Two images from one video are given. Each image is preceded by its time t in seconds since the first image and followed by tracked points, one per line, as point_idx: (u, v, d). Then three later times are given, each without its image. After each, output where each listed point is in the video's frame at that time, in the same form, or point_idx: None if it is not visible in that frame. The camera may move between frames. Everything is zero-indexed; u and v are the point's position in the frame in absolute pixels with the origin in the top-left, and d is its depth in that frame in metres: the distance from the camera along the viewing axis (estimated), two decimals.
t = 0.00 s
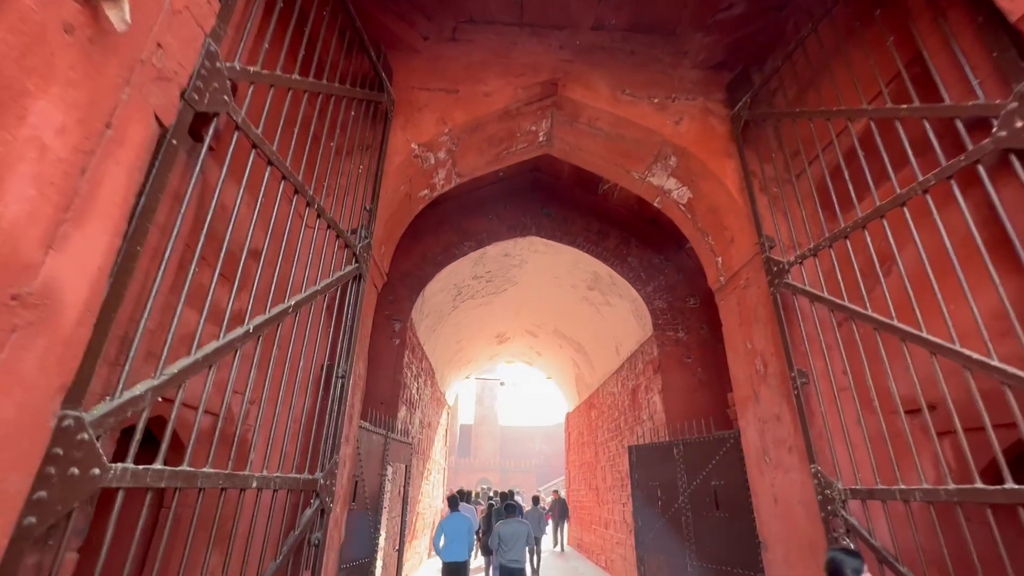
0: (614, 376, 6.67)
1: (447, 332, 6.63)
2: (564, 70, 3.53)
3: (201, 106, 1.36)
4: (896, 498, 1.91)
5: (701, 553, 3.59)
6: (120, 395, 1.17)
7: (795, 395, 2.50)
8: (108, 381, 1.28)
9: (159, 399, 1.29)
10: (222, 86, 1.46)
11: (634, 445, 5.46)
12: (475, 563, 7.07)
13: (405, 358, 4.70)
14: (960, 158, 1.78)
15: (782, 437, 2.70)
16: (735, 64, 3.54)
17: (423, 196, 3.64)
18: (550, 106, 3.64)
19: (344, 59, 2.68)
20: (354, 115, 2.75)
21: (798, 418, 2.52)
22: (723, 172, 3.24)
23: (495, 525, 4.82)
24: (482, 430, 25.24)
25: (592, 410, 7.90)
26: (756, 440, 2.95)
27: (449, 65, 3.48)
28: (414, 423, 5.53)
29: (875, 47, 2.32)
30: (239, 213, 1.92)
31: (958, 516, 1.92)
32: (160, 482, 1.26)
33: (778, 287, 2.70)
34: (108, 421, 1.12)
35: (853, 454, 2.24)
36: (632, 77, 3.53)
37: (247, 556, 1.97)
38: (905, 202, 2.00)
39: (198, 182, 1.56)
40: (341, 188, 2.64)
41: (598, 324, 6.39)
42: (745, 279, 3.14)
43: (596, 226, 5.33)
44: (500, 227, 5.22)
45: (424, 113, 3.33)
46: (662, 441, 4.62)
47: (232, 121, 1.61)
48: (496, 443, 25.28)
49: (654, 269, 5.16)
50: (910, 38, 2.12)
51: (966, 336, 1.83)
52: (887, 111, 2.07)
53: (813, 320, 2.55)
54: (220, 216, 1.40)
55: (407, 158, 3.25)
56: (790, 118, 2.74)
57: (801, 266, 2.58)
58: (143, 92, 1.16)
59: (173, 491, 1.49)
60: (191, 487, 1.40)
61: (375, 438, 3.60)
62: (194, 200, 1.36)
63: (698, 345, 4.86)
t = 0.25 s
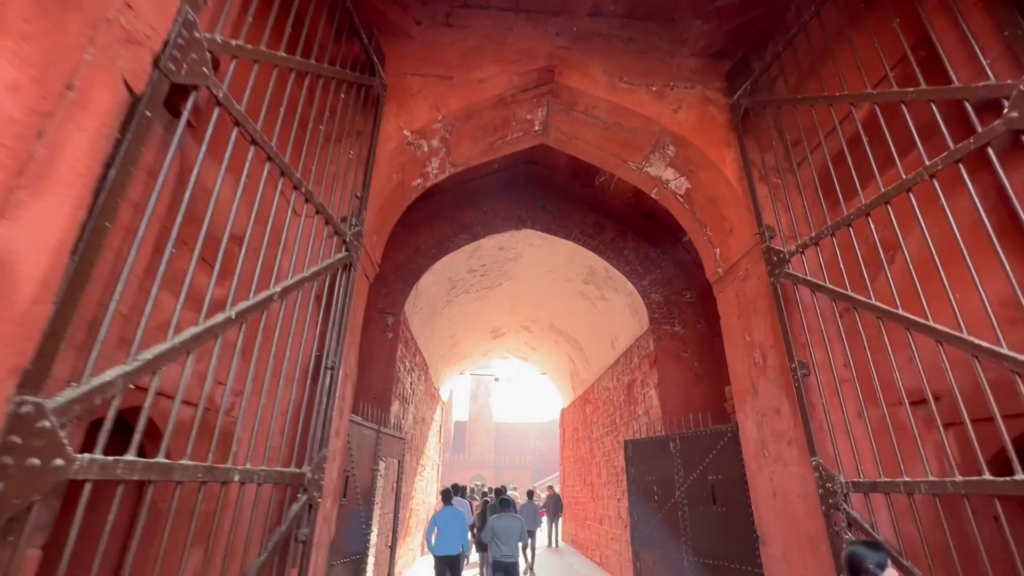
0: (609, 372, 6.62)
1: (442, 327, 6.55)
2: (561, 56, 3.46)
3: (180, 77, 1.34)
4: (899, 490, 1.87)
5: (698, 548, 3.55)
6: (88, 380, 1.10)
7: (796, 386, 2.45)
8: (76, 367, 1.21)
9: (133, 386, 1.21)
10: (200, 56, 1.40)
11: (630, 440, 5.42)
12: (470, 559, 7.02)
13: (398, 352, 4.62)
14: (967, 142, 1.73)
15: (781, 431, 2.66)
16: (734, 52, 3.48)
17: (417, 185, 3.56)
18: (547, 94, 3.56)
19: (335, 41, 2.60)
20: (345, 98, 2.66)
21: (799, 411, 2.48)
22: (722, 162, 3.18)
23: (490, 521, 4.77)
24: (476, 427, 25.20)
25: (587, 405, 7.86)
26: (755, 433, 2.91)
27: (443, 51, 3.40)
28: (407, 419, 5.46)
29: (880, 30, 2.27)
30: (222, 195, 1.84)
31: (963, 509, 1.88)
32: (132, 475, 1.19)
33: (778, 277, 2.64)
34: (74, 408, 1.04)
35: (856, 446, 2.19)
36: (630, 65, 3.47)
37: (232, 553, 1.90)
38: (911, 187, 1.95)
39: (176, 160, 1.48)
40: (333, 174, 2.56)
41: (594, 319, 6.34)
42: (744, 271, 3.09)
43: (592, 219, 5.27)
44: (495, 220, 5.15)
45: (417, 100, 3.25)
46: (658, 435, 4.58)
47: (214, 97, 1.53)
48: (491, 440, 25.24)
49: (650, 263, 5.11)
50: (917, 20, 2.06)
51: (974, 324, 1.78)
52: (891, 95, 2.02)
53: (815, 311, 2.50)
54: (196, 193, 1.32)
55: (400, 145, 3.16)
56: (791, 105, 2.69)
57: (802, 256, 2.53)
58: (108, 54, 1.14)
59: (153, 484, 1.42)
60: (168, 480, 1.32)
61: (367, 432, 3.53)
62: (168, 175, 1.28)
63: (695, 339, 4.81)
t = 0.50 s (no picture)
0: (607, 368, 6.55)
1: (437, 323, 6.47)
2: (559, 44, 3.38)
3: (156, 48, 1.26)
4: (908, 487, 1.81)
5: (698, 547, 3.49)
6: (52, 369, 1.02)
7: (799, 380, 2.38)
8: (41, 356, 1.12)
9: (102, 376, 1.13)
10: (177, 27, 1.32)
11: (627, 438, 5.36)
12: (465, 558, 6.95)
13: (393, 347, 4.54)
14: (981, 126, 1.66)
15: (784, 426, 2.60)
16: (735, 41, 3.41)
17: (411, 176, 3.47)
18: (545, 84, 3.48)
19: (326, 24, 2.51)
20: (336, 83, 2.57)
21: (803, 406, 2.41)
22: (724, 152, 3.10)
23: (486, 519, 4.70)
24: (472, 425, 25.12)
25: (584, 403, 7.80)
26: (756, 429, 2.84)
27: (439, 38, 3.32)
28: (402, 416, 5.38)
29: (889, 14, 2.20)
30: (205, 179, 1.75)
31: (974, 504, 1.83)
32: (103, 471, 1.11)
33: (782, 269, 2.57)
34: (34, 399, 0.97)
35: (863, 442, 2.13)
36: (630, 54, 3.39)
37: (218, 553, 1.82)
38: (921, 174, 1.88)
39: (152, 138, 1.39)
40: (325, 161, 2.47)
41: (591, 315, 6.27)
42: (746, 264, 3.02)
43: (590, 213, 5.20)
44: (492, 214, 5.07)
45: (411, 88, 3.16)
46: (656, 431, 4.52)
47: (195, 73, 1.45)
48: (487, 438, 25.17)
49: (649, 258, 5.04)
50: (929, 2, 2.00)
51: (988, 314, 1.72)
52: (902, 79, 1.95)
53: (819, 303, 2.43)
54: (172, 168, 1.24)
55: (394, 134, 3.08)
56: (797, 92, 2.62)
57: (807, 248, 2.46)
58: (71, 15, 1.12)
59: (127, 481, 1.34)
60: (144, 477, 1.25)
61: (360, 429, 3.45)
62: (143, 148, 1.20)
63: (693, 335, 4.75)
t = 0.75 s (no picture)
0: (605, 367, 6.50)
1: (434, 321, 6.40)
2: (558, 36, 3.31)
3: (135, 27, 1.20)
4: (916, 488, 1.76)
5: (698, 547, 3.44)
6: (19, 365, 0.95)
7: (803, 378, 2.33)
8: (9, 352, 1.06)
9: (74, 372, 1.06)
10: (158, 5, 1.26)
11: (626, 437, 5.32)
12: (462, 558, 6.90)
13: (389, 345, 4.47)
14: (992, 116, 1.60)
15: (786, 425, 2.55)
16: (737, 34, 3.35)
17: (407, 170, 3.40)
18: (543, 77, 3.42)
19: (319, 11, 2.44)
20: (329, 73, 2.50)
21: (806, 404, 2.37)
22: (725, 146, 3.05)
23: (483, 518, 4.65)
24: (469, 424, 25.07)
25: (582, 401, 7.75)
26: (758, 428, 2.80)
27: (435, 29, 3.25)
28: (398, 415, 5.31)
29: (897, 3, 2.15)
30: (190, 169, 1.69)
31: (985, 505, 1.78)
32: (74, 473, 1.05)
33: (785, 265, 2.52)
34: None
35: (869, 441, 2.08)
36: (630, 47, 3.33)
37: (204, 556, 1.76)
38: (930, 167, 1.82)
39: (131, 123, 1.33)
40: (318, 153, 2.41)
41: (589, 313, 6.21)
42: (748, 260, 2.97)
43: (588, 210, 5.14)
44: (489, 210, 5.00)
45: (407, 79, 3.09)
46: (654, 430, 4.48)
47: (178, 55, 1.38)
48: (484, 437, 25.12)
49: (648, 255, 4.99)
50: None
51: (1001, 310, 1.67)
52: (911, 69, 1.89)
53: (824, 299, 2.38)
54: (152, 154, 1.18)
55: (389, 126, 3.01)
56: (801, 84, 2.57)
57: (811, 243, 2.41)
58: None
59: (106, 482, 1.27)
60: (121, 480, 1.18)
61: (354, 428, 3.38)
62: (121, 132, 1.14)
63: (693, 333, 4.70)
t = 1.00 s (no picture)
0: (602, 363, 6.44)
1: (430, 316, 6.32)
2: (556, 22, 3.23)
3: None
4: (928, 485, 1.70)
5: (697, 545, 3.39)
6: None
7: (808, 372, 2.27)
8: None
9: (33, 361, 0.98)
10: None
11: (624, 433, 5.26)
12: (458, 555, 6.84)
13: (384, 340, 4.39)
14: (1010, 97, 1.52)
15: (789, 421, 2.48)
16: (740, 22, 3.25)
17: (401, 160, 3.31)
18: (542, 64, 3.34)
19: None
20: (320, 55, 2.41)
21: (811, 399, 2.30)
22: (728, 136, 2.97)
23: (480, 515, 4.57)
24: (466, 421, 25.02)
25: (579, 398, 7.69)
26: (760, 424, 2.73)
27: (430, 14, 3.15)
28: (393, 411, 5.24)
29: None
30: (168, 151, 1.60)
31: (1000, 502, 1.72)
32: (33, 471, 0.97)
33: (791, 256, 2.46)
34: None
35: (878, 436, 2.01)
36: (630, 34, 3.25)
37: (185, 557, 1.68)
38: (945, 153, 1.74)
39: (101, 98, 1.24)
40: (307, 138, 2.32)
41: (587, 308, 6.14)
42: (750, 253, 2.90)
43: (586, 204, 5.07)
44: (486, 203, 4.92)
45: (401, 66, 3.00)
46: (653, 426, 4.42)
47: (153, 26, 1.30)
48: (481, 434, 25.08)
49: (647, 250, 4.92)
50: None
51: (1019, 301, 1.60)
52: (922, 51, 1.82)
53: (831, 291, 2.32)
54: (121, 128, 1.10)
55: (383, 114, 2.91)
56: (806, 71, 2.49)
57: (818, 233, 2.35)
58: None
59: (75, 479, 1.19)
60: (87, 477, 1.10)
61: (347, 424, 3.31)
62: (86, 104, 1.06)
63: (692, 328, 4.64)
